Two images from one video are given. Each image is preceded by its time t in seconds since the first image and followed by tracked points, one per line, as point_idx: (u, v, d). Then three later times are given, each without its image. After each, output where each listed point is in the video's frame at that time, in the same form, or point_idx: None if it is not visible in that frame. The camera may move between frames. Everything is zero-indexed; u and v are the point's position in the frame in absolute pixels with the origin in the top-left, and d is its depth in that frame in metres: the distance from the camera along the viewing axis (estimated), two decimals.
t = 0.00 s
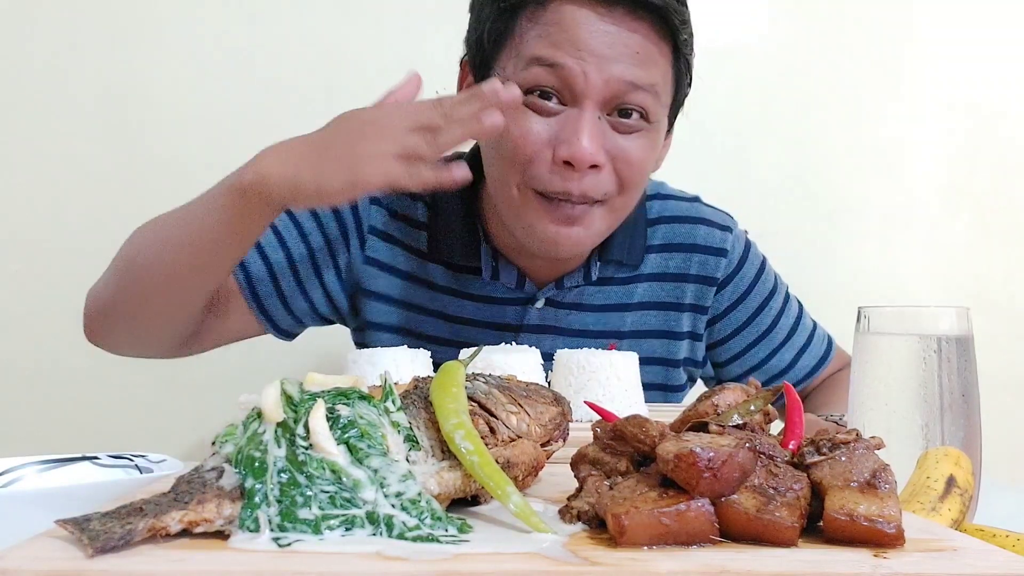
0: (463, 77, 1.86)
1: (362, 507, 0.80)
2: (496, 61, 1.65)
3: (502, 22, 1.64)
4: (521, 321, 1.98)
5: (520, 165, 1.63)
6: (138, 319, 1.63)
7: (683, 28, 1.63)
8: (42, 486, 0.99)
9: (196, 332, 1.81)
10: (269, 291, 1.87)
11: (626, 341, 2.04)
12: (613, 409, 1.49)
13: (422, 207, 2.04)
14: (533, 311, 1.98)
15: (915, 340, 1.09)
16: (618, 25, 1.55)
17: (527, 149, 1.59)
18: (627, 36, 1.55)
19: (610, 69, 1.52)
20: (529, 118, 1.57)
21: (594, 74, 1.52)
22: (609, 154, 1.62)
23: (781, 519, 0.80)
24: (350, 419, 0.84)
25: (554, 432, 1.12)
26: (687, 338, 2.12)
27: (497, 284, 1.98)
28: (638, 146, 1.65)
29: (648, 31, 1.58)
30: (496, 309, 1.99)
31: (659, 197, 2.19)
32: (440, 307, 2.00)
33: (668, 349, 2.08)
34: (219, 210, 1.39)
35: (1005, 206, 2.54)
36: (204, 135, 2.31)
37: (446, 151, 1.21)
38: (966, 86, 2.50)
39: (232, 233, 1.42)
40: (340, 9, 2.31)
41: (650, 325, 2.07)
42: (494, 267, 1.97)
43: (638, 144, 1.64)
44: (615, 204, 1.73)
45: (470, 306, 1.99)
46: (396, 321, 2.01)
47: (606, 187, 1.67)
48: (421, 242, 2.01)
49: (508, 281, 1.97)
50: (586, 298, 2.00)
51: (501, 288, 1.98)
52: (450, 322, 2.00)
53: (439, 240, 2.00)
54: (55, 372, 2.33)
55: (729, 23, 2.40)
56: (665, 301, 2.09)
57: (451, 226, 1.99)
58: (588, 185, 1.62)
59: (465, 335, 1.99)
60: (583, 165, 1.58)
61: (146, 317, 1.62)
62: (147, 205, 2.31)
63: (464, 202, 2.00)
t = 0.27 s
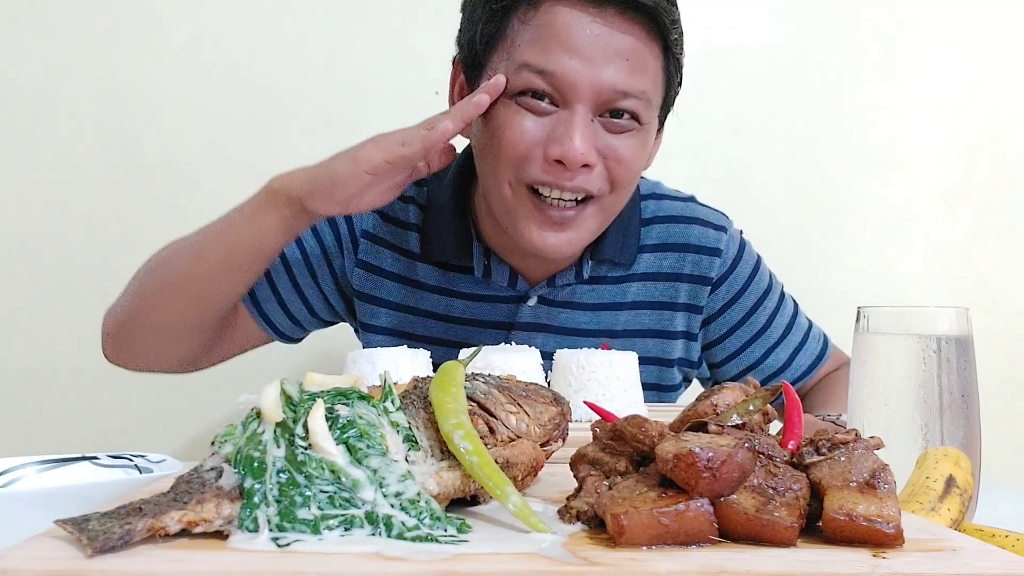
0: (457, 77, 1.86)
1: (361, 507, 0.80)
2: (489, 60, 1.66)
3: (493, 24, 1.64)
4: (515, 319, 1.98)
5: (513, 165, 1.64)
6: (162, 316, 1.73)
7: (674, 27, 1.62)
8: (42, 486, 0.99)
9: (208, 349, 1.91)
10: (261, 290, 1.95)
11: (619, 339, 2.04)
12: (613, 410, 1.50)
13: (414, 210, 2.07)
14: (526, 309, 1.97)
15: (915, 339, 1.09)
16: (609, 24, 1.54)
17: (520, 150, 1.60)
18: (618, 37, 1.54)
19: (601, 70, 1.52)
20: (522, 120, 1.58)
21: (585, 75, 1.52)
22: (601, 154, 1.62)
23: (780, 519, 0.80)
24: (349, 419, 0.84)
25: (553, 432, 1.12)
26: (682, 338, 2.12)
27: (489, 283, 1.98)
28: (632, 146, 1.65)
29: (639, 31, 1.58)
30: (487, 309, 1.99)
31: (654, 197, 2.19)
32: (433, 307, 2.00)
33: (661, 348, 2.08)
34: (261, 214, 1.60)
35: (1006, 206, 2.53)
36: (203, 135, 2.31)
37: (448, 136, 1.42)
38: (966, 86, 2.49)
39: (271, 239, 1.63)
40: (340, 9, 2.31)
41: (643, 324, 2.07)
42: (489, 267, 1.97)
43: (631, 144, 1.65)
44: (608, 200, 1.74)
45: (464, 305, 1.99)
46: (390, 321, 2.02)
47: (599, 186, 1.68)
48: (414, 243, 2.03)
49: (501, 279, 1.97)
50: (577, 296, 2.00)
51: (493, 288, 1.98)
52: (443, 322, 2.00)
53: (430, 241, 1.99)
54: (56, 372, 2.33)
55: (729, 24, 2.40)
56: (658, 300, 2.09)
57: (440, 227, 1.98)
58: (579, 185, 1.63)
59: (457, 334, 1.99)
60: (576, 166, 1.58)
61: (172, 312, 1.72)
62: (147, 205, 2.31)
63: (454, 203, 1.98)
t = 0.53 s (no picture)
0: (456, 77, 1.86)
1: (362, 507, 0.80)
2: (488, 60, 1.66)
3: (495, 22, 1.63)
4: (515, 319, 1.98)
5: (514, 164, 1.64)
6: (171, 331, 1.73)
7: (674, 26, 1.62)
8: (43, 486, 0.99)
9: (213, 367, 1.89)
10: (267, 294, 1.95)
11: (619, 339, 2.04)
12: (613, 410, 1.49)
13: (413, 212, 2.07)
14: (526, 308, 1.97)
15: (915, 339, 1.09)
16: (609, 23, 1.54)
17: (521, 149, 1.60)
18: (618, 36, 1.54)
19: (602, 69, 1.52)
20: (522, 119, 1.59)
21: (585, 74, 1.52)
22: (602, 152, 1.62)
23: (780, 519, 0.80)
24: (349, 418, 0.84)
25: (554, 432, 1.12)
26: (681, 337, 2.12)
27: (489, 283, 1.98)
28: (633, 144, 1.65)
29: (639, 29, 1.58)
30: (487, 309, 1.98)
31: (654, 197, 2.19)
32: (434, 308, 2.00)
33: (661, 348, 2.08)
34: (271, 228, 1.63)
35: (1006, 206, 2.54)
36: (203, 135, 2.31)
37: (454, 143, 1.51)
38: (967, 86, 2.49)
39: (280, 253, 1.65)
40: (340, 9, 2.31)
41: (643, 323, 2.07)
42: (490, 266, 1.97)
43: (632, 142, 1.65)
44: (610, 197, 1.74)
45: (463, 305, 1.99)
46: (389, 324, 2.02)
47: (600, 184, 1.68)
48: (415, 246, 2.04)
49: (501, 279, 1.97)
50: (577, 296, 2.00)
51: (493, 288, 1.98)
52: (442, 322, 2.00)
53: (430, 242, 2.00)
54: (56, 373, 2.33)
55: (729, 24, 2.40)
56: (658, 299, 2.09)
57: (440, 228, 1.99)
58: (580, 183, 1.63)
59: (456, 335, 1.99)
60: (577, 164, 1.59)
61: (181, 328, 1.72)
62: (147, 205, 2.31)
63: (454, 205, 2.00)
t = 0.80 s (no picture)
0: (455, 76, 1.86)
1: (361, 507, 0.80)
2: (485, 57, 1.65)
3: (494, 20, 1.62)
4: (515, 318, 1.98)
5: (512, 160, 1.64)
6: (175, 333, 1.72)
7: (672, 22, 1.62)
8: (43, 486, 0.99)
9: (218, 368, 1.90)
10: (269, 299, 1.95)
11: (618, 338, 2.04)
12: (613, 409, 1.49)
13: (413, 212, 2.07)
14: (526, 308, 1.97)
15: (915, 339, 1.09)
16: (607, 19, 1.54)
17: (519, 145, 1.61)
18: (616, 32, 1.54)
19: (599, 66, 1.52)
20: (520, 117, 1.59)
21: (583, 71, 1.52)
22: (600, 149, 1.62)
23: (780, 519, 0.80)
24: (349, 418, 0.84)
25: (553, 432, 1.12)
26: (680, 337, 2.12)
27: (489, 282, 1.98)
28: (631, 140, 1.65)
29: (637, 25, 1.57)
30: (488, 308, 1.98)
31: (653, 196, 2.19)
32: (434, 308, 2.00)
33: (661, 348, 2.08)
34: (271, 230, 1.63)
35: (1006, 206, 2.54)
36: (203, 135, 2.31)
37: (454, 143, 1.51)
38: (967, 86, 2.49)
39: (281, 255, 1.65)
40: (340, 9, 2.31)
41: (642, 323, 2.07)
42: (489, 265, 1.97)
43: (630, 138, 1.65)
44: (608, 193, 1.75)
45: (464, 305, 1.99)
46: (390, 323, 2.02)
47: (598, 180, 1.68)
48: (415, 246, 2.04)
49: (501, 278, 1.97)
50: (577, 294, 2.00)
51: (493, 287, 1.98)
52: (442, 322, 2.00)
53: (431, 241, 2.00)
54: (56, 373, 2.33)
55: (729, 24, 2.40)
56: (657, 298, 2.09)
57: (441, 228, 1.99)
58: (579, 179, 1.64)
59: (456, 334, 1.99)
60: (576, 161, 1.59)
61: (185, 330, 1.71)
62: (147, 205, 2.31)
63: (454, 204, 1.99)
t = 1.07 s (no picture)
0: (459, 74, 1.86)
1: (362, 507, 0.80)
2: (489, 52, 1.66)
3: (498, 14, 1.63)
4: (517, 317, 1.98)
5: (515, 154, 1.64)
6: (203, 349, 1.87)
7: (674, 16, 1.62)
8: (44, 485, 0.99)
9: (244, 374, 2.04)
10: (264, 312, 1.96)
11: (621, 337, 2.05)
12: (613, 409, 1.49)
13: (413, 214, 2.07)
14: (528, 307, 1.98)
15: (915, 339, 1.09)
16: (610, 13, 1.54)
17: (521, 139, 1.61)
18: (619, 26, 1.54)
19: (601, 58, 1.53)
20: (522, 110, 1.59)
21: (584, 64, 1.53)
22: (602, 143, 1.62)
23: (780, 519, 0.80)
24: (350, 418, 0.84)
25: (554, 432, 1.12)
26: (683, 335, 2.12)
27: (491, 282, 1.98)
28: (634, 135, 1.65)
29: (641, 20, 1.58)
30: (489, 307, 1.99)
31: (656, 195, 2.19)
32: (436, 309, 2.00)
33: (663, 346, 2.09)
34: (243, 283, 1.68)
35: (1007, 207, 2.54)
36: (203, 135, 2.31)
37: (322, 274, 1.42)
38: (968, 86, 2.49)
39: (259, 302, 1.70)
40: (340, 9, 2.31)
41: (644, 321, 2.07)
42: (493, 263, 1.97)
43: (633, 133, 1.65)
44: (611, 190, 1.74)
45: (466, 305, 1.99)
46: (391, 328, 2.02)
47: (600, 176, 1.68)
48: (416, 248, 2.04)
49: (502, 276, 1.97)
50: (580, 293, 2.00)
51: (495, 286, 1.98)
52: (443, 322, 2.00)
53: (432, 243, 2.00)
54: (55, 373, 2.33)
55: (729, 25, 2.40)
56: (660, 296, 2.09)
57: (443, 227, 1.99)
58: (581, 175, 1.64)
59: (458, 334, 1.99)
60: (577, 154, 1.59)
61: (212, 346, 1.86)
62: (147, 205, 2.31)
63: (456, 204, 1.99)
